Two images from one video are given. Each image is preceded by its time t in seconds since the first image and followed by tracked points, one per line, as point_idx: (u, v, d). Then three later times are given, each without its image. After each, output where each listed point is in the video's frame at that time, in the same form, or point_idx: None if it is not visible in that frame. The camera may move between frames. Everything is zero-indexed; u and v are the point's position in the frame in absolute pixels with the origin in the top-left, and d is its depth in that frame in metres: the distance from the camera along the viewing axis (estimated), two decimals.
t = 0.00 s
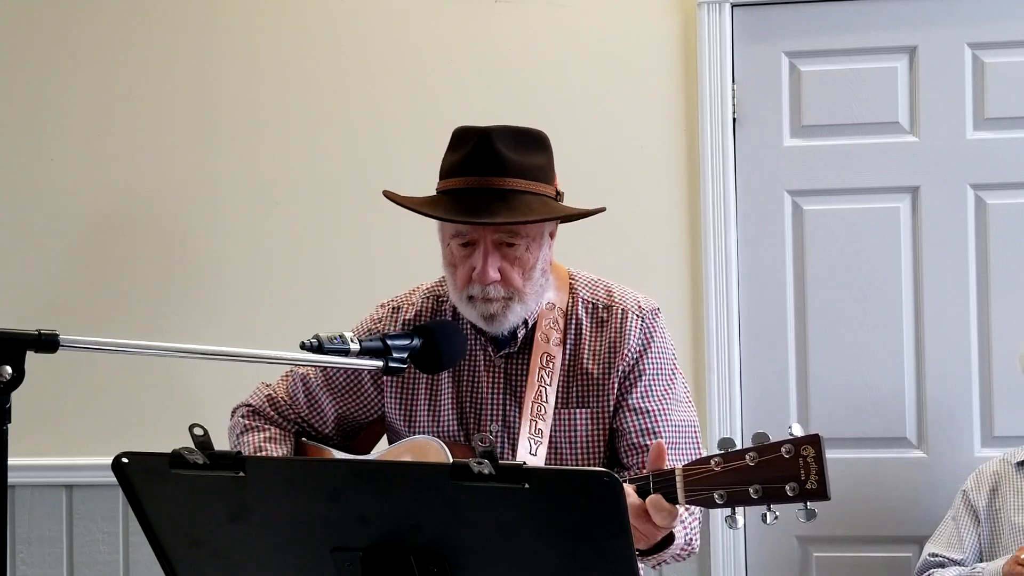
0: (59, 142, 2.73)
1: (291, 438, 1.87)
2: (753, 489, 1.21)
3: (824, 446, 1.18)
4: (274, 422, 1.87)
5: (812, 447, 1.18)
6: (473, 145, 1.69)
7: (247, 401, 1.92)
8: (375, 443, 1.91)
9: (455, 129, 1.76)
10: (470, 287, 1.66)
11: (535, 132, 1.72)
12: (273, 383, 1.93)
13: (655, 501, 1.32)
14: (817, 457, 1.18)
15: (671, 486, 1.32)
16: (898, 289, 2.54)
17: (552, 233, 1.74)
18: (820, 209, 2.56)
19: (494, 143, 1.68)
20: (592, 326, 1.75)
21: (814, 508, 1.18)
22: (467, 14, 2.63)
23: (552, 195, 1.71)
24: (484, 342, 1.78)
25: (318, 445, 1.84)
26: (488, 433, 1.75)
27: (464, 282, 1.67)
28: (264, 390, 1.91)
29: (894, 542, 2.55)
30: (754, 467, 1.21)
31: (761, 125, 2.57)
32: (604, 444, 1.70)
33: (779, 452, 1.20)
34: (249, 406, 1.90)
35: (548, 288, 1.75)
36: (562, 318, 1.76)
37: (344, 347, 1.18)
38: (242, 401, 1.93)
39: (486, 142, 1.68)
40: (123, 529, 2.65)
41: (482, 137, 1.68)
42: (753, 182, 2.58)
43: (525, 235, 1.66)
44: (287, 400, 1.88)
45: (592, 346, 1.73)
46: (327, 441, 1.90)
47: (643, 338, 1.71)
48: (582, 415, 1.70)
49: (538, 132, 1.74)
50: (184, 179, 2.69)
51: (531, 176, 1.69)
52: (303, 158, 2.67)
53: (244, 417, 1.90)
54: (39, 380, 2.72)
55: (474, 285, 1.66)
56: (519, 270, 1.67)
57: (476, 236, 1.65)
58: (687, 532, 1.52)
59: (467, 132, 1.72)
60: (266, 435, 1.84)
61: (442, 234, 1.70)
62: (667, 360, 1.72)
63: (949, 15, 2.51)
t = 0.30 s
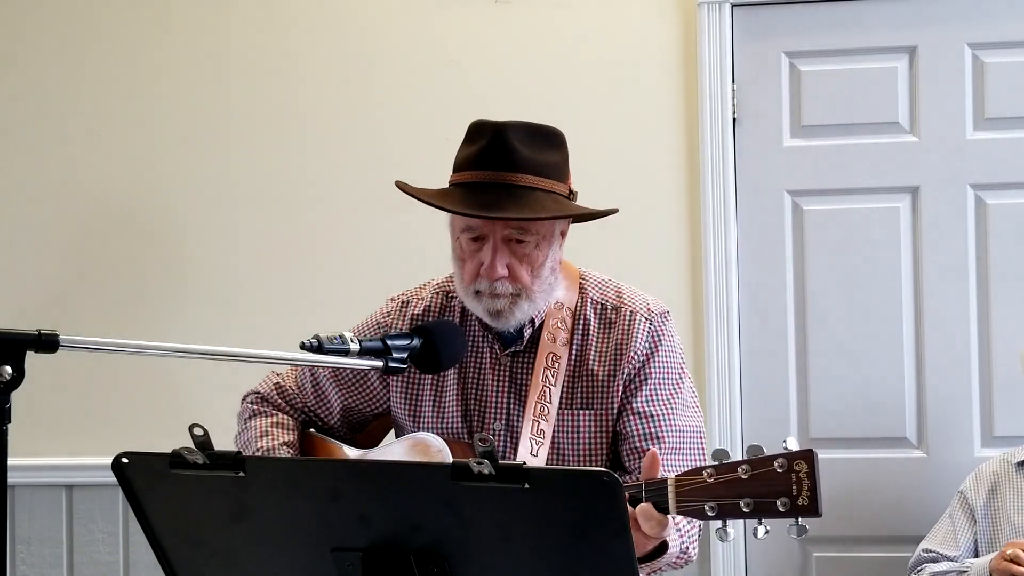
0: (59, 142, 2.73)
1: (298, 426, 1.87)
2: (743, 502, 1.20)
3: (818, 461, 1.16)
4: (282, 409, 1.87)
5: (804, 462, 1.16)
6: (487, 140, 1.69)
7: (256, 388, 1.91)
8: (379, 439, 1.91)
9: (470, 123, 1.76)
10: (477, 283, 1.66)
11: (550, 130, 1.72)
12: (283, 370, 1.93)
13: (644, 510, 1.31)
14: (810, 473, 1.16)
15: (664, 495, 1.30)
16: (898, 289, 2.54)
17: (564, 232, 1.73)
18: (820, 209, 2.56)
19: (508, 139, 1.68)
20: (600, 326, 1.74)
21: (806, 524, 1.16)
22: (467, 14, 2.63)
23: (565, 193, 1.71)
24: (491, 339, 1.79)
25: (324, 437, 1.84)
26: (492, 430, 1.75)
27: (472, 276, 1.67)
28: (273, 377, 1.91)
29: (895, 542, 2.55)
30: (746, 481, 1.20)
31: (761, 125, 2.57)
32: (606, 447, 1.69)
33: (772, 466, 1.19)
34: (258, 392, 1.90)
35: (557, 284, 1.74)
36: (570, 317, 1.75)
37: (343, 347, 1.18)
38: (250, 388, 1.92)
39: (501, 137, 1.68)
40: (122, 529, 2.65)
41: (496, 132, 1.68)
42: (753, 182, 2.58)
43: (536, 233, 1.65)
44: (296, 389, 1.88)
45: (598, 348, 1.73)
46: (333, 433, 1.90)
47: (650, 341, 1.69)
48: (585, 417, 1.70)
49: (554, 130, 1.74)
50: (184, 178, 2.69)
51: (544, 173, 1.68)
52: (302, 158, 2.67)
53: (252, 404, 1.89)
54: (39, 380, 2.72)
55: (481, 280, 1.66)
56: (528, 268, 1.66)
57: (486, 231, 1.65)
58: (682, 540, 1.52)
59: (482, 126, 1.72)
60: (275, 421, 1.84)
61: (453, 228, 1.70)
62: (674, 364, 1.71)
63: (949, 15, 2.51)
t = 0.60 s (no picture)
0: (59, 142, 2.73)
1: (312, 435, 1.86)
2: (749, 495, 1.22)
3: (822, 452, 1.18)
4: (295, 419, 1.87)
5: (808, 453, 1.18)
6: (489, 142, 1.69)
7: (269, 398, 1.92)
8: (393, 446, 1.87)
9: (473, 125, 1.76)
10: (484, 287, 1.66)
11: (552, 130, 1.72)
12: (296, 380, 1.93)
13: (650, 506, 1.32)
14: (813, 464, 1.17)
15: (667, 490, 1.31)
16: (898, 289, 2.54)
17: (569, 232, 1.73)
18: (820, 209, 2.56)
19: (510, 141, 1.68)
20: (610, 324, 1.73)
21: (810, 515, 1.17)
22: (468, 14, 2.63)
23: (569, 193, 1.71)
24: (501, 339, 1.78)
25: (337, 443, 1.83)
26: (504, 432, 1.75)
27: (478, 280, 1.67)
28: (286, 387, 1.91)
29: (894, 542, 2.55)
30: (751, 473, 1.22)
31: (761, 124, 2.57)
32: (619, 445, 1.69)
33: (776, 459, 1.20)
34: (270, 402, 1.91)
35: (565, 284, 1.74)
36: (580, 317, 1.75)
37: (343, 347, 1.18)
38: (265, 397, 1.92)
39: (503, 139, 1.68)
40: (123, 529, 2.65)
41: (498, 134, 1.68)
42: (753, 182, 2.58)
43: (541, 234, 1.65)
44: (309, 398, 1.88)
45: (609, 346, 1.72)
46: (348, 440, 1.89)
47: (661, 338, 1.68)
48: (596, 416, 1.70)
49: (556, 130, 1.73)
50: (185, 179, 2.69)
51: (546, 174, 1.68)
52: (302, 158, 2.67)
53: (265, 414, 1.90)
54: (39, 380, 2.72)
55: (488, 284, 1.66)
56: (534, 269, 1.66)
57: (490, 234, 1.65)
58: (695, 536, 1.49)
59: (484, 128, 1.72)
60: (285, 432, 1.85)
61: (457, 231, 1.70)
62: (686, 360, 1.69)
63: (948, 14, 2.51)
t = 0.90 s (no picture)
0: (59, 142, 2.73)
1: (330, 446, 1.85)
2: (773, 438, 1.18)
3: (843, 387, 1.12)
4: (312, 431, 1.86)
5: (829, 389, 1.12)
6: (491, 133, 1.69)
7: (284, 412, 1.91)
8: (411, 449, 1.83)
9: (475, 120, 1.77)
10: (492, 278, 1.66)
11: (554, 120, 1.72)
12: (310, 394, 1.92)
13: (674, 456, 1.22)
14: (834, 399, 1.12)
15: (690, 442, 1.29)
16: (898, 289, 2.54)
17: (574, 221, 1.73)
18: (821, 210, 2.56)
19: (512, 131, 1.68)
20: (621, 310, 1.73)
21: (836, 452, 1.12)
22: (468, 13, 2.63)
23: (573, 181, 1.71)
24: (513, 334, 1.77)
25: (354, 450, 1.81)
26: (523, 424, 1.74)
27: (486, 272, 1.66)
28: (300, 401, 1.90)
29: (895, 542, 2.55)
30: (772, 414, 1.18)
31: (761, 124, 2.57)
32: (639, 429, 1.67)
33: (797, 397, 1.16)
34: (286, 417, 1.89)
35: (573, 273, 1.73)
36: (591, 305, 1.75)
37: (344, 347, 1.18)
38: (279, 414, 1.91)
39: (504, 130, 1.68)
40: (123, 529, 2.65)
41: (499, 125, 1.69)
42: (752, 182, 2.58)
43: (546, 222, 1.65)
44: (324, 410, 1.87)
45: (622, 331, 1.72)
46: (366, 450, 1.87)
47: (673, 320, 1.68)
48: (615, 400, 1.68)
49: (557, 119, 1.74)
50: (185, 179, 2.69)
51: (549, 163, 1.68)
52: (302, 157, 2.67)
53: (281, 429, 1.88)
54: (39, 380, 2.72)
55: (496, 275, 1.65)
56: (541, 258, 1.66)
57: (496, 225, 1.65)
58: (722, 502, 1.44)
59: (486, 121, 1.73)
60: (303, 443, 1.82)
61: (463, 225, 1.70)
62: (700, 341, 1.69)
63: (947, 15, 2.51)
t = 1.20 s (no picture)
0: (59, 142, 2.73)
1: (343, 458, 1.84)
2: (793, 403, 1.24)
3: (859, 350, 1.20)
4: (324, 443, 1.86)
5: (847, 352, 1.20)
6: (490, 134, 1.70)
7: (295, 425, 1.91)
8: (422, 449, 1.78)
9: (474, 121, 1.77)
10: (496, 280, 1.66)
11: (554, 119, 1.72)
12: (320, 406, 1.93)
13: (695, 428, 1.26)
14: (853, 362, 1.19)
15: (710, 417, 1.32)
16: (898, 289, 2.53)
17: (576, 221, 1.73)
18: (820, 210, 2.56)
19: (511, 131, 1.68)
20: (629, 307, 1.73)
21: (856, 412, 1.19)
22: (468, 13, 2.63)
23: (574, 181, 1.71)
24: (521, 336, 1.77)
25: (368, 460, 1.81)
26: (536, 424, 1.73)
27: (490, 274, 1.67)
28: (311, 413, 1.91)
29: (894, 542, 2.55)
30: (792, 381, 1.25)
31: (761, 124, 2.57)
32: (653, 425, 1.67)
33: (814, 363, 1.23)
34: (298, 430, 1.90)
35: (576, 272, 1.73)
36: (599, 297, 1.75)
37: (344, 347, 1.18)
38: (291, 428, 1.92)
39: (504, 130, 1.68)
40: (123, 529, 2.65)
41: (498, 126, 1.69)
42: (752, 182, 2.58)
43: (548, 222, 1.65)
44: (335, 422, 1.87)
45: (631, 327, 1.71)
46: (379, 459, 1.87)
47: (682, 314, 1.67)
48: (628, 397, 1.68)
49: (556, 118, 1.74)
50: (185, 178, 2.69)
51: (549, 162, 1.69)
52: (302, 157, 2.67)
53: (293, 441, 1.89)
54: (39, 380, 2.72)
55: (499, 277, 1.65)
56: (545, 259, 1.66)
57: (498, 226, 1.65)
58: (744, 489, 1.44)
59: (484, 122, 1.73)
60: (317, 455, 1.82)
61: (464, 227, 1.71)
62: (710, 333, 1.68)
63: (947, 15, 2.51)
